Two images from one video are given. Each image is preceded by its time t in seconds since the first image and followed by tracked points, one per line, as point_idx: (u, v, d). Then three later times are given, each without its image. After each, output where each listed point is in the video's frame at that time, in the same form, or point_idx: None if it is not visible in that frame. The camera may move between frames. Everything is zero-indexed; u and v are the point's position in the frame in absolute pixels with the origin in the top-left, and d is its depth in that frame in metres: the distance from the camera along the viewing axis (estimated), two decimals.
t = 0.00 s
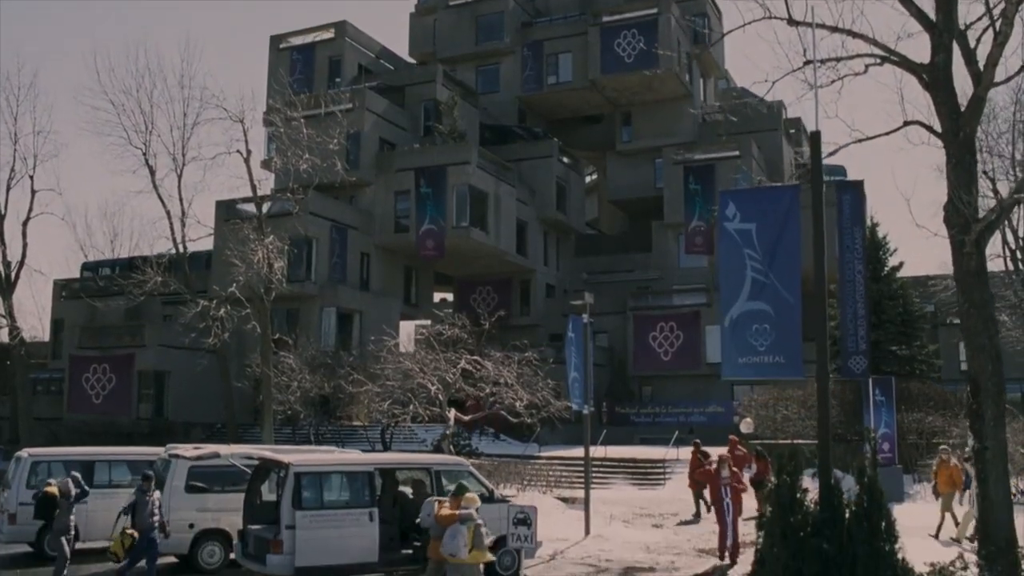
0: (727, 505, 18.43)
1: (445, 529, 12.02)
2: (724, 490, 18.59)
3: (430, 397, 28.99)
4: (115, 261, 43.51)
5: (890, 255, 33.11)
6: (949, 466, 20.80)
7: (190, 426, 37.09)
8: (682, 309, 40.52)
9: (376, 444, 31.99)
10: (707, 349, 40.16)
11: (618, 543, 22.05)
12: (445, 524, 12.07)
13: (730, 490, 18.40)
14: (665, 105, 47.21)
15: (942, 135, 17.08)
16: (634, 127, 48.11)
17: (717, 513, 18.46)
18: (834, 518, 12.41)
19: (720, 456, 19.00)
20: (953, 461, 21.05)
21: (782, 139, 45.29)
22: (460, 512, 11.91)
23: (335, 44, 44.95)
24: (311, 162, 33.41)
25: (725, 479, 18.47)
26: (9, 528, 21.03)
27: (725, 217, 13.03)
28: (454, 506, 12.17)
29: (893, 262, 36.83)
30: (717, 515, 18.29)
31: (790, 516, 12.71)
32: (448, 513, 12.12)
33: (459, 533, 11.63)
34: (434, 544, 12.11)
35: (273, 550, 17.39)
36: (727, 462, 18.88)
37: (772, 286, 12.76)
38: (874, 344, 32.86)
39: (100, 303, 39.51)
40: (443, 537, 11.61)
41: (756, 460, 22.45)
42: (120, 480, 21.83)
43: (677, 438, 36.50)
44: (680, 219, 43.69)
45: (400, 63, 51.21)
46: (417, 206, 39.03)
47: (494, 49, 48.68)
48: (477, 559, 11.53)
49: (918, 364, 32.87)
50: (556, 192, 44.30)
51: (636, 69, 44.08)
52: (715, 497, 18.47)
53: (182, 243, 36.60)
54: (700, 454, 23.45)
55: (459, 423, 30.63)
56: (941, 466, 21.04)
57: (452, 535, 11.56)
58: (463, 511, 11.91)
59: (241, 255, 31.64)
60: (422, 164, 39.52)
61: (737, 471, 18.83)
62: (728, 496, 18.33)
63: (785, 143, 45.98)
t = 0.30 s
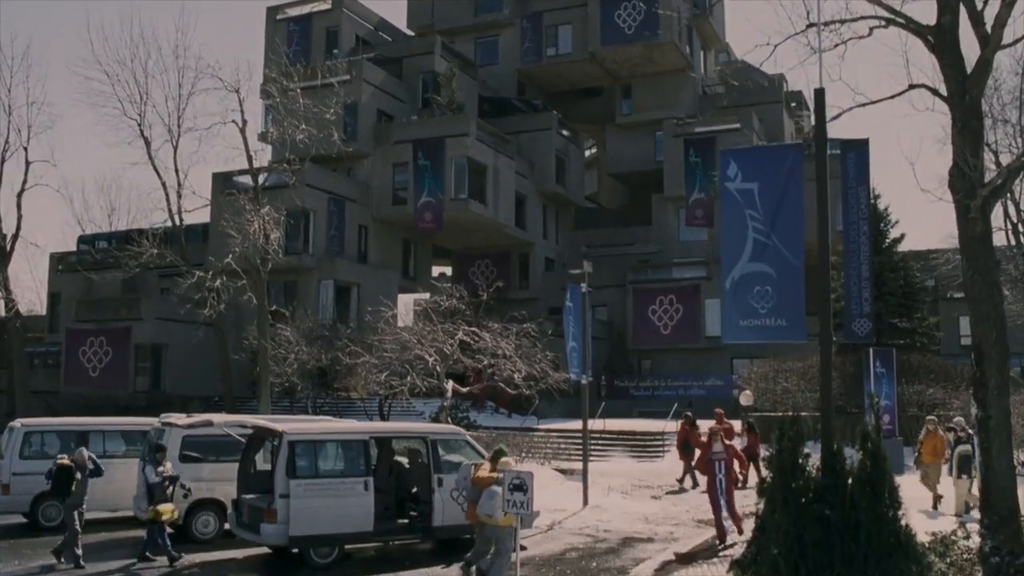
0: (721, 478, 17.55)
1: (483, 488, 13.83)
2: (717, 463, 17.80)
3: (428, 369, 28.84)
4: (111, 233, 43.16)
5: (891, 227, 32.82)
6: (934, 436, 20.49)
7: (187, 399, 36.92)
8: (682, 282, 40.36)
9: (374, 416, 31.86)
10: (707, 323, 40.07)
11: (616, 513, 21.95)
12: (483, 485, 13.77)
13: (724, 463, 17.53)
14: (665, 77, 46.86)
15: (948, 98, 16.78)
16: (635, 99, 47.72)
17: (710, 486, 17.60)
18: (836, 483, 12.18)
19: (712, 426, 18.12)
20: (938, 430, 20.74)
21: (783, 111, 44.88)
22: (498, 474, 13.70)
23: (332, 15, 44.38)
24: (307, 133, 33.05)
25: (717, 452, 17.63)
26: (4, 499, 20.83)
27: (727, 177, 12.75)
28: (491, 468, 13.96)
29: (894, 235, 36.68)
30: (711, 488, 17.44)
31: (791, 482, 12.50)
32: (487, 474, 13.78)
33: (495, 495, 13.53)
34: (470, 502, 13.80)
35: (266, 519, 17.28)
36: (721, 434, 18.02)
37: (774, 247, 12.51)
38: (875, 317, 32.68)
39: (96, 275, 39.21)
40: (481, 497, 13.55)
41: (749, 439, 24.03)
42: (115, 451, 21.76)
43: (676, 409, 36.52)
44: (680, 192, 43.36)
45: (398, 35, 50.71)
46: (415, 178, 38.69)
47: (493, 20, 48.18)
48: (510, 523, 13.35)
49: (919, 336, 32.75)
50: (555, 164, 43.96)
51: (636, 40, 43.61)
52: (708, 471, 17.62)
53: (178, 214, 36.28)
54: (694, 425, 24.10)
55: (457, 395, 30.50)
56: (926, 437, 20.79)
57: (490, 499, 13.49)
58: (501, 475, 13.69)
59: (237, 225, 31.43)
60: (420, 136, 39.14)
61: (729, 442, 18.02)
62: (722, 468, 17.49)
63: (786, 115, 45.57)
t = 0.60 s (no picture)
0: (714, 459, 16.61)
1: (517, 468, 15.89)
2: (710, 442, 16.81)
3: (425, 347, 28.57)
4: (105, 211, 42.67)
5: (893, 204, 32.49)
6: (921, 415, 20.25)
7: (183, 379, 36.58)
8: (681, 261, 40.22)
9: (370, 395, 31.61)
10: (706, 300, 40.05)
11: (615, 491, 21.74)
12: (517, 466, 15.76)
13: (717, 445, 16.45)
14: (664, 55, 46.89)
15: (954, 66, 16.42)
16: (634, 77, 47.75)
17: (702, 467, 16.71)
18: (840, 456, 11.92)
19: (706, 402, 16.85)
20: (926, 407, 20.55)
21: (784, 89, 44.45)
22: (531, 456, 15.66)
23: None
24: (303, 108, 32.63)
25: (711, 433, 16.55)
26: None
27: (728, 142, 12.51)
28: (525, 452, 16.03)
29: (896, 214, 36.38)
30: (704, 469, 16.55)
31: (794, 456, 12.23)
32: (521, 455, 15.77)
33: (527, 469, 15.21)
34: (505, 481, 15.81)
35: (259, 496, 17.06)
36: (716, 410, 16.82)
37: (776, 214, 12.22)
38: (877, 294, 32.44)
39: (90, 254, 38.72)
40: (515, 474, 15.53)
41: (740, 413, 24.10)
42: (107, 429, 21.53)
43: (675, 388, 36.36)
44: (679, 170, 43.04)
45: (395, 12, 50.16)
46: (412, 156, 38.24)
47: None
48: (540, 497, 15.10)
49: (921, 315, 32.51)
50: (554, 143, 43.57)
51: (636, 17, 43.13)
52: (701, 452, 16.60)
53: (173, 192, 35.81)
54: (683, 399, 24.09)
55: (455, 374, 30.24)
56: (913, 416, 20.66)
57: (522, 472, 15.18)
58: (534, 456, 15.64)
59: (231, 202, 31.02)
60: (417, 114, 38.69)
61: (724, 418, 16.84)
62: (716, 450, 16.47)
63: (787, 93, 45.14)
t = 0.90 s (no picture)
0: (702, 440, 15.56)
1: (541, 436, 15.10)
2: (697, 423, 15.57)
3: (422, 326, 28.17)
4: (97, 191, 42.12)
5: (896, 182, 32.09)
6: (911, 394, 19.75)
7: (177, 361, 36.11)
8: (681, 241, 40.12)
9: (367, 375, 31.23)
10: (706, 280, 40.00)
11: (614, 470, 21.41)
12: (541, 434, 15.02)
13: (706, 424, 15.54)
14: (664, 33, 46.35)
15: (963, 33, 15.98)
16: (634, 56, 47.27)
17: (688, 450, 15.60)
18: (846, 432, 11.57)
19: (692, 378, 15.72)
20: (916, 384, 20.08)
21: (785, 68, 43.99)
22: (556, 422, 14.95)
23: None
24: (298, 85, 32.15)
25: (697, 412, 15.44)
26: None
27: (730, 107, 12.06)
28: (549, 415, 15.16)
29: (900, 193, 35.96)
30: (690, 450, 15.54)
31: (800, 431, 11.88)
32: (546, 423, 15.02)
33: (550, 441, 14.75)
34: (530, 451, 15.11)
35: (250, 475, 16.71)
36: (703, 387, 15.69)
37: (780, 180, 11.94)
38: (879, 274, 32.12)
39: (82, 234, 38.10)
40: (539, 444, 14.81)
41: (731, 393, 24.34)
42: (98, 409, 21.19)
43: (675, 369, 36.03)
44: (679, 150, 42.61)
45: None
46: (409, 135, 37.75)
47: None
48: (570, 466, 14.65)
49: (924, 294, 32.17)
50: (552, 121, 43.11)
51: None
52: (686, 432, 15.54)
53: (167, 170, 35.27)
54: (674, 379, 23.58)
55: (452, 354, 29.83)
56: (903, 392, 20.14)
57: (546, 444, 14.68)
58: (560, 422, 14.94)
59: (225, 180, 30.52)
60: (414, 92, 38.18)
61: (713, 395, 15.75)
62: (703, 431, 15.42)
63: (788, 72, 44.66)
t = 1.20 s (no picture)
0: (687, 428, 14.43)
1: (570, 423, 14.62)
2: (681, 411, 14.46)
3: (415, 309, 27.68)
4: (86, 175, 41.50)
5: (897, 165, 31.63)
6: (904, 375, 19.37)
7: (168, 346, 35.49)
8: (679, 225, 39.89)
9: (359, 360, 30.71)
10: (705, 265, 39.64)
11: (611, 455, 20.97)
12: (570, 422, 14.56)
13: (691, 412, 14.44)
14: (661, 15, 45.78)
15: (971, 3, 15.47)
16: (631, 38, 46.80)
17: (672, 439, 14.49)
18: (851, 411, 11.17)
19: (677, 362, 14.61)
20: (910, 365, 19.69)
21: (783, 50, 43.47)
22: (585, 410, 14.45)
23: None
24: (289, 65, 31.55)
25: (683, 399, 14.37)
26: None
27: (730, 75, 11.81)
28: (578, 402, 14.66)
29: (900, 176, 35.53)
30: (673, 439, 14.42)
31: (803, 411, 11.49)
32: (574, 411, 14.52)
33: (580, 430, 14.28)
34: (558, 439, 14.65)
35: (236, 459, 16.27)
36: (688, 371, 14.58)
37: (783, 151, 11.37)
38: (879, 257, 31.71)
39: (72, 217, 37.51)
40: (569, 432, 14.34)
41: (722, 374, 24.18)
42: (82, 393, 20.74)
43: (672, 354, 35.61)
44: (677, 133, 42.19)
45: None
46: (403, 118, 37.14)
47: None
48: (604, 454, 14.32)
49: (925, 278, 31.75)
50: (548, 104, 42.59)
51: None
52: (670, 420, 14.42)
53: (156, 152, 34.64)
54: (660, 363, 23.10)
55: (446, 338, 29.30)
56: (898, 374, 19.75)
57: (575, 433, 14.23)
58: (590, 409, 14.45)
59: (214, 161, 29.85)
60: (408, 73, 37.58)
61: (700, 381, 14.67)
62: (688, 418, 14.32)
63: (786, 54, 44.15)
